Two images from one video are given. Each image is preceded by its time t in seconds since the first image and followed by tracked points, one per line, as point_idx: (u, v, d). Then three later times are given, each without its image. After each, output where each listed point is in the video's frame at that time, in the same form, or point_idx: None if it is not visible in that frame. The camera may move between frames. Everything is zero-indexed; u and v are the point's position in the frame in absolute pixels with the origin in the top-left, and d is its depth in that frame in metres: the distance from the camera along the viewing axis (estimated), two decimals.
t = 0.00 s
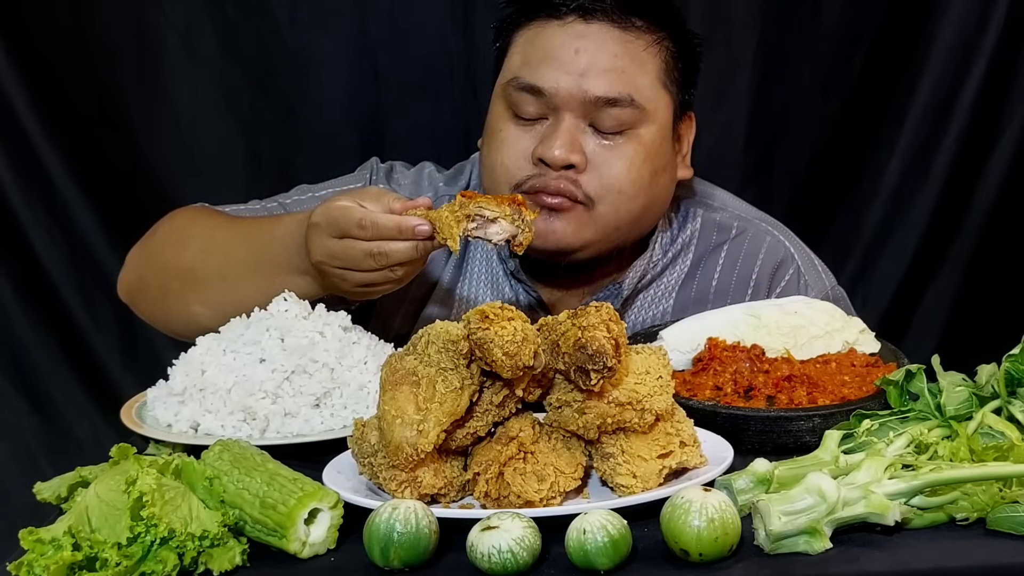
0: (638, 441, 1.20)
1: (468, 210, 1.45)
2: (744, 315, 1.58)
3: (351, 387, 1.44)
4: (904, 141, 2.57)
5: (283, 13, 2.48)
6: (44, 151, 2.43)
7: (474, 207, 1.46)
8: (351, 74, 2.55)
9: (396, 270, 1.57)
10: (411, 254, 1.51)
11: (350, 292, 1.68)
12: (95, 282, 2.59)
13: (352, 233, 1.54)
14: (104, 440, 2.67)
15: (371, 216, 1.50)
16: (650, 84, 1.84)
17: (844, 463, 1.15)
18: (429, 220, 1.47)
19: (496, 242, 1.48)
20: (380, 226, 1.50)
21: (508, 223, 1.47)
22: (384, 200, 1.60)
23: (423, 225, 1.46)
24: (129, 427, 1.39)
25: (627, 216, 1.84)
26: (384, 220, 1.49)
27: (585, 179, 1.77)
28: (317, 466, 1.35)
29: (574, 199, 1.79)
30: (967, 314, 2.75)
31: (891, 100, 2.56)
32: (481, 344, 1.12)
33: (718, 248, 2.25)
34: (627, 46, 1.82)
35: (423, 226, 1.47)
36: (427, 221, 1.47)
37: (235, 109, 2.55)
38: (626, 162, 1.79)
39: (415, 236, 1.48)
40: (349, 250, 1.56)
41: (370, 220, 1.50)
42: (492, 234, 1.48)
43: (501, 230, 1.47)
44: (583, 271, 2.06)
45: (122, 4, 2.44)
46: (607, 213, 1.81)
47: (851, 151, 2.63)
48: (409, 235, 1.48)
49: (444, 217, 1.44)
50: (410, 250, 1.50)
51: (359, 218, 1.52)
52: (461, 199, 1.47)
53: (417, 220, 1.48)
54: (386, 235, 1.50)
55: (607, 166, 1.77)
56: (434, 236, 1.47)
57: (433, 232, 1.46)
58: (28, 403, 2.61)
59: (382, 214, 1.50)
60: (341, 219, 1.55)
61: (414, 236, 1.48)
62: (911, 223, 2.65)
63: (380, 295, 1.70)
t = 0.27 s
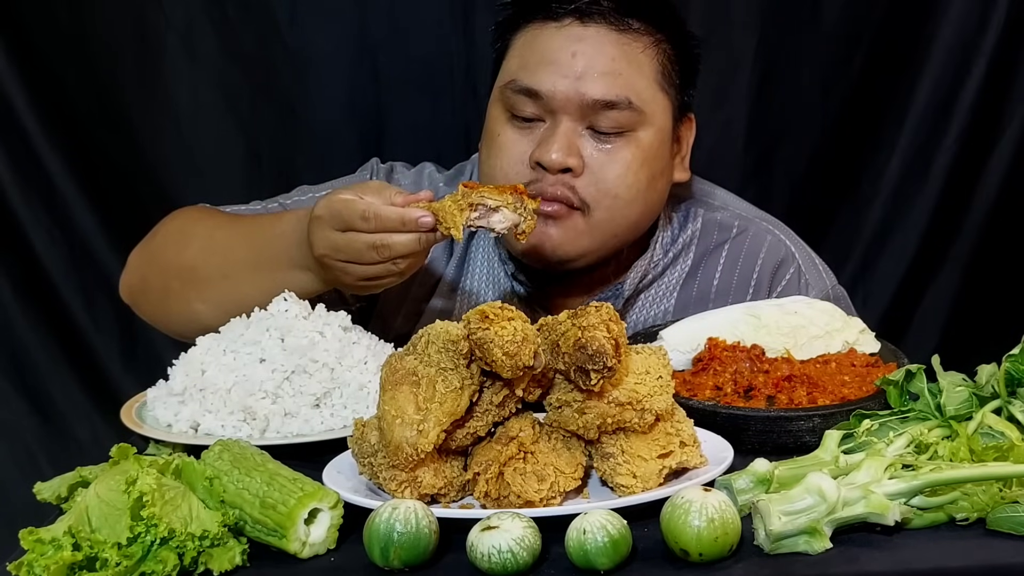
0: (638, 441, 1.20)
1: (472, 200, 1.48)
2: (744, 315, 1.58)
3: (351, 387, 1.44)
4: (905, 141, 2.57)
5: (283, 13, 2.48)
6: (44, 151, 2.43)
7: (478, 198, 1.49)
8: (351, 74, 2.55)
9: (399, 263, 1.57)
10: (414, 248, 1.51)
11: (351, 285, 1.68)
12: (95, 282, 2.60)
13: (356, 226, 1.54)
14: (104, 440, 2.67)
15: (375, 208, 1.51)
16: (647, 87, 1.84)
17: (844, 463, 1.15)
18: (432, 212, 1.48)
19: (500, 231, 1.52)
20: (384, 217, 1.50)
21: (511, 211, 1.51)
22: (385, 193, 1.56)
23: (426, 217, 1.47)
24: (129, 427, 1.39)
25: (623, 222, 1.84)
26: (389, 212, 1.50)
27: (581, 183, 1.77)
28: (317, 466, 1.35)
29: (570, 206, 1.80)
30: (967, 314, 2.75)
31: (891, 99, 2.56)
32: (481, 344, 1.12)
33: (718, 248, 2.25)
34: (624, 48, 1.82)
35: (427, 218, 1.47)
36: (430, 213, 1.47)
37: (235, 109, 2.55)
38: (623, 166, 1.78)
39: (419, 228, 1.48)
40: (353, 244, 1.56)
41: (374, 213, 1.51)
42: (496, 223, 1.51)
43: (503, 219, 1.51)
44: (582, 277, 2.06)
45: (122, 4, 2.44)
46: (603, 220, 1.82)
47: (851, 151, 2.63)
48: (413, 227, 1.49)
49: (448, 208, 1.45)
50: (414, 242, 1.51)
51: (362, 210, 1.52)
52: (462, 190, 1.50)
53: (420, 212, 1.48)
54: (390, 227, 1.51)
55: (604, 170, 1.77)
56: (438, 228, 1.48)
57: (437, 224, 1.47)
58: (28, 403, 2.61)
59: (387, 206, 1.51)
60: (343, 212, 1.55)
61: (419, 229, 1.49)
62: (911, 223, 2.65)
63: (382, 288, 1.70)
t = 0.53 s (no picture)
0: (638, 441, 1.20)
1: (474, 208, 1.48)
2: (744, 315, 1.58)
3: (351, 386, 1.44)
4: (905, 141, 2.57)
5: (283, 13, 2.48)
6: (44, 151, 2.43)
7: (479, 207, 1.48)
8: (351, 74, 2.55)
9: (400, 270, 1.57)
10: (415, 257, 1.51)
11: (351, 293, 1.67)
12: (95, 282, 2.59)
13: (357, 234, 1.54)
14: (103, 440, 2.67)
15: (377, 216, 1.51)
16: (651, 84, 1.84)
17: (844, 463, 1.14)
18: (434, 220, 1.48)
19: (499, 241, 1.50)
20: (386, 225, 1.50)
21: (512, 220, 1.50)
22: (387, 200, 1.59)
23: (428, 225, 1.47)
24: (129, 427, 1.39)
25: (629, 217, 1.84)
26: (390, 220, 1.50)
27: (586, 177, 1.76)
28: (317, 466, 1.35)
29: (577, 202, 1.80)
30: (967, 314, 2.75)
31: (891, 99, 2.56)
32: (481, 344, 1.12)
33: (718, 248, 2.25)
34: (629, 44, 1.83)
35: (429, 227, 1.47)
36: (432, 221, 1.47)
37: (235, 108, 2.55)
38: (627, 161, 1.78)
39: (420, 237, 1.48)
40: (354, 251, 1.56)
41: (375, 221, 1.51)
42: (496, 233, 1.50)
43: (505, 228, 1.50)
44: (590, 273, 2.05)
45: (122, 4, 2.44)
46: (610, 215, 1.81)
47: (851, 151, 2.63)
48: (414, 236, 1.49)
49: (449, 217, 1.46)
50: (415, 251, 1.50)
51: (364, 218, 1.52)
52: (463, 199, 1.49)
53: (422, 220, 1.48)
54: (392, 236, 1.51)
55: (607, 165, 1.76)
56: (440, 238, 1.48)
57: (438, 233, 1.47)
58: (28, 403, 2.62)
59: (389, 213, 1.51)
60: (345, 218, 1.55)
61: (420, 238, 1.49)
62: (911, 223, 2.65)
63: (383, 295, 1.69)
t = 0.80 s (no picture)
0: (638, 441, 1.20)
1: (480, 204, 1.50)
2: (744, 315, 1.58)
3: (351, 387, 1.44)
4: (905, 141, 2.57)
5: (283, 13, 2.48)
6: (44, 151, 2.43)
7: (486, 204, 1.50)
8: (351, 73, 2.55)
9: (405, 267, 1.57)
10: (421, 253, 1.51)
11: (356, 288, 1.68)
12: (95, 282, 2.59)
13: (363, 231, 1.54)
14: (103, 440, 2.67)
15: (383, 214, 1.51)
16: (654, 77, 1.84)
17: (844, 463, 1.14)
18: (440, 218, 1.48)
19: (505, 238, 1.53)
20: (392, 223, 1.50)
21: (518, 217, 1.52)
22: (392, 197, 1.57)
23: (433, 222, 1.47)
24: (129, 427, 1.39)
25: (626, 208, 1.83)
26: (396, 217, 1.50)
27: (587, 165, 1.75)
28: (317, 466, 1.35)
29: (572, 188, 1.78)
30: (967, 314, 2.75)
31: (891, 99, 2.56)
32: (481, 344, 1.12)
33: (718, 248, 2.25)
34: (633, 37, 1.83)
35: (435, 224, 1.47)
36: (437, 218, 1.48)
37: (234, 108, 2.55)
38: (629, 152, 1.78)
39: (427, 234, 1.49)
40: (359, 249, 1.56)
41: (381, 218, 1.51)
42: (502, 230, 1.52)
43: (511, 224, 1.52)
44: (590, 264, 2.04)
45: (122, 4, 2.44)
46: (611, 205, 1.80)
47: (851, 151, 2.63)
48: (420, 233, 1.49)
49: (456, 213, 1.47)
50: (421, 247, 1.51)
51: (370, 215, 1.52)
52: (470, 196, 1.51)
53: (428, 218, 1.48)
54: (397, 233, 1.51)
55: (610, 154, 1.76)
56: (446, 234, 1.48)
57: (444, 230, 1.47)
58: (28, 403, 2.62)
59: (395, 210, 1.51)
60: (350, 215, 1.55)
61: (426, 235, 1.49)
62: (911, 223, 2.65)
63: (387, 292, 1.70)
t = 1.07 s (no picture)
0: (638, 441, 1.20)
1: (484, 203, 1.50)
2: (744, 315, 1.58)
3: (351, 387, 1.44)
4: (905, 140, 2.57)
5: (283, 13, 2.48)
6: (44, 151, 2.43)
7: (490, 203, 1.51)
8: (351, 73, 2.55)
9: (410, 265, 1.57)
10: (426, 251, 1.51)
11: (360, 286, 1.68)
12: (96, 281, 2.60)
13: (369, 230, 1.54)
14: (104, 440, 2.67)
15: (389, 212, 1.51)
16: (655, 75, 1.84)
17: (844, 463, 1.14)
18: (445, 215, 1.48)
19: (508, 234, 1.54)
20: (397, 222, 1.50)
21: (522, 215, 1.54)
22: (396, 197, 1.56)
23: (439, 220, 1.47)
24: (129, 427, 1.39)
25: (626, 207, 1.83)
26: (401, 216, 1.50)
27: (587, 163, 1.75)
28: (317, 466, 1.35)
29: (576, 186, 1.78)
30: (967, 314, 2.75)
31: (891, 99, 2.56)
32: (481, 344, 1.12)
33: (717, 249, 2.25)
34: (634, 34, 1.83)
35: (441, 221, 1.47)
36: (442, 216, 1.47)
37: (234, 108, 2.55)
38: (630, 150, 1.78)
39: (432, 232, 1.49)
40: (365, 247, 1.56)
41: (387, 216, 1.51)
42: (507, 227, 1.54)
43: (515, 222, 1.54)
44: (593, 263, 2.04)
45: (123, 4, 2.44)
46: (612, 203, 1.80)
47: (851, 150, 2.63)
48: (425, 231, 1.49)
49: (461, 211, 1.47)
50: (425, 246, 1.51)
51: (375, 214, 1.52)
52: (475, 194, 1.53)
53: (433, 215, 1.48)
54: (402, 231, 1.51)
55: (611, 152, 1.76)
56: (451, 232, 1.48)
57: (449, 227, 1.47)
58: (28, 403, 2.62)
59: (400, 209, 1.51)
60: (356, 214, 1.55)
61: (432, 233, 1.49)
62: (910, 223, 2.65)
63: (391, 290, 1.70)
